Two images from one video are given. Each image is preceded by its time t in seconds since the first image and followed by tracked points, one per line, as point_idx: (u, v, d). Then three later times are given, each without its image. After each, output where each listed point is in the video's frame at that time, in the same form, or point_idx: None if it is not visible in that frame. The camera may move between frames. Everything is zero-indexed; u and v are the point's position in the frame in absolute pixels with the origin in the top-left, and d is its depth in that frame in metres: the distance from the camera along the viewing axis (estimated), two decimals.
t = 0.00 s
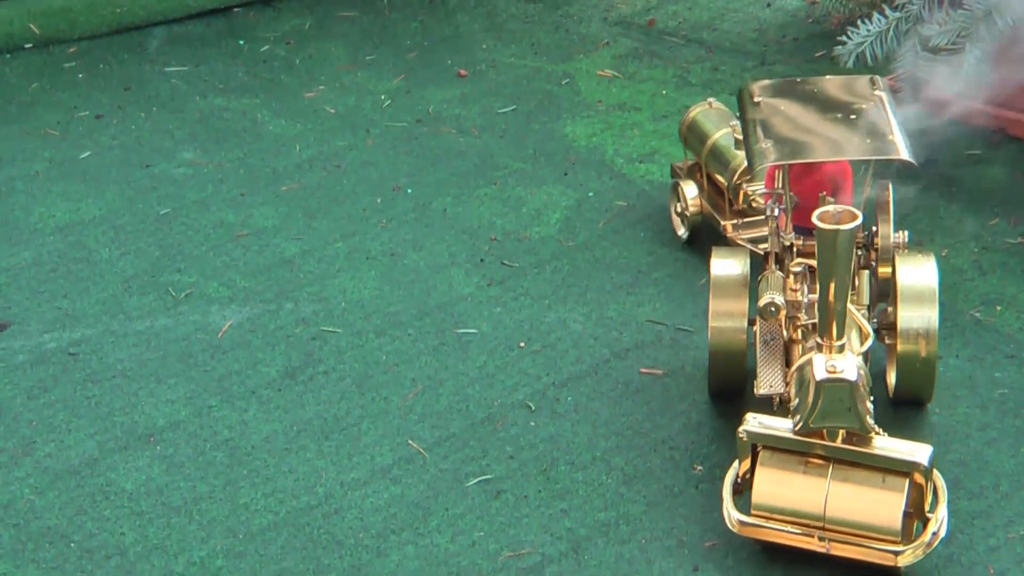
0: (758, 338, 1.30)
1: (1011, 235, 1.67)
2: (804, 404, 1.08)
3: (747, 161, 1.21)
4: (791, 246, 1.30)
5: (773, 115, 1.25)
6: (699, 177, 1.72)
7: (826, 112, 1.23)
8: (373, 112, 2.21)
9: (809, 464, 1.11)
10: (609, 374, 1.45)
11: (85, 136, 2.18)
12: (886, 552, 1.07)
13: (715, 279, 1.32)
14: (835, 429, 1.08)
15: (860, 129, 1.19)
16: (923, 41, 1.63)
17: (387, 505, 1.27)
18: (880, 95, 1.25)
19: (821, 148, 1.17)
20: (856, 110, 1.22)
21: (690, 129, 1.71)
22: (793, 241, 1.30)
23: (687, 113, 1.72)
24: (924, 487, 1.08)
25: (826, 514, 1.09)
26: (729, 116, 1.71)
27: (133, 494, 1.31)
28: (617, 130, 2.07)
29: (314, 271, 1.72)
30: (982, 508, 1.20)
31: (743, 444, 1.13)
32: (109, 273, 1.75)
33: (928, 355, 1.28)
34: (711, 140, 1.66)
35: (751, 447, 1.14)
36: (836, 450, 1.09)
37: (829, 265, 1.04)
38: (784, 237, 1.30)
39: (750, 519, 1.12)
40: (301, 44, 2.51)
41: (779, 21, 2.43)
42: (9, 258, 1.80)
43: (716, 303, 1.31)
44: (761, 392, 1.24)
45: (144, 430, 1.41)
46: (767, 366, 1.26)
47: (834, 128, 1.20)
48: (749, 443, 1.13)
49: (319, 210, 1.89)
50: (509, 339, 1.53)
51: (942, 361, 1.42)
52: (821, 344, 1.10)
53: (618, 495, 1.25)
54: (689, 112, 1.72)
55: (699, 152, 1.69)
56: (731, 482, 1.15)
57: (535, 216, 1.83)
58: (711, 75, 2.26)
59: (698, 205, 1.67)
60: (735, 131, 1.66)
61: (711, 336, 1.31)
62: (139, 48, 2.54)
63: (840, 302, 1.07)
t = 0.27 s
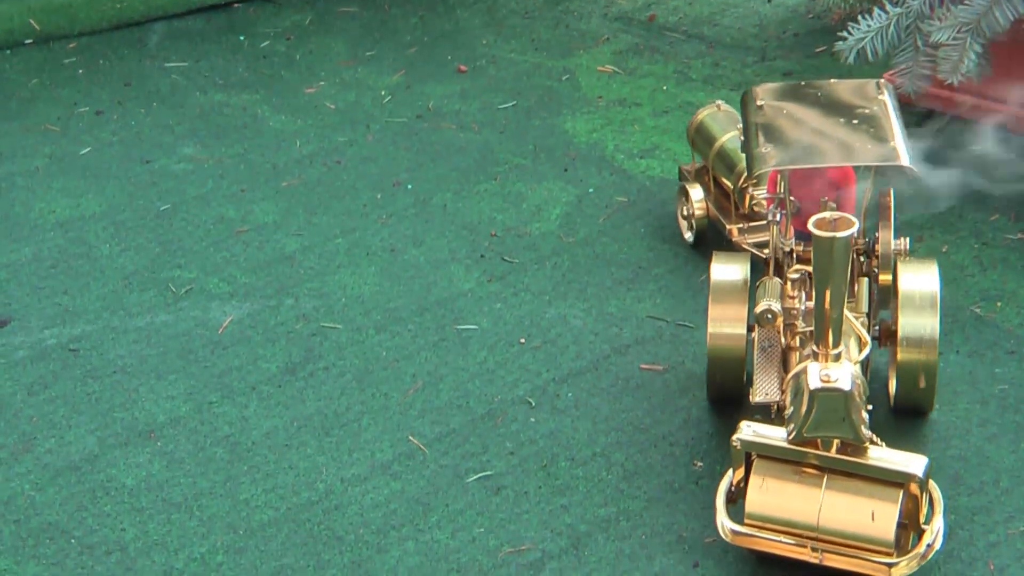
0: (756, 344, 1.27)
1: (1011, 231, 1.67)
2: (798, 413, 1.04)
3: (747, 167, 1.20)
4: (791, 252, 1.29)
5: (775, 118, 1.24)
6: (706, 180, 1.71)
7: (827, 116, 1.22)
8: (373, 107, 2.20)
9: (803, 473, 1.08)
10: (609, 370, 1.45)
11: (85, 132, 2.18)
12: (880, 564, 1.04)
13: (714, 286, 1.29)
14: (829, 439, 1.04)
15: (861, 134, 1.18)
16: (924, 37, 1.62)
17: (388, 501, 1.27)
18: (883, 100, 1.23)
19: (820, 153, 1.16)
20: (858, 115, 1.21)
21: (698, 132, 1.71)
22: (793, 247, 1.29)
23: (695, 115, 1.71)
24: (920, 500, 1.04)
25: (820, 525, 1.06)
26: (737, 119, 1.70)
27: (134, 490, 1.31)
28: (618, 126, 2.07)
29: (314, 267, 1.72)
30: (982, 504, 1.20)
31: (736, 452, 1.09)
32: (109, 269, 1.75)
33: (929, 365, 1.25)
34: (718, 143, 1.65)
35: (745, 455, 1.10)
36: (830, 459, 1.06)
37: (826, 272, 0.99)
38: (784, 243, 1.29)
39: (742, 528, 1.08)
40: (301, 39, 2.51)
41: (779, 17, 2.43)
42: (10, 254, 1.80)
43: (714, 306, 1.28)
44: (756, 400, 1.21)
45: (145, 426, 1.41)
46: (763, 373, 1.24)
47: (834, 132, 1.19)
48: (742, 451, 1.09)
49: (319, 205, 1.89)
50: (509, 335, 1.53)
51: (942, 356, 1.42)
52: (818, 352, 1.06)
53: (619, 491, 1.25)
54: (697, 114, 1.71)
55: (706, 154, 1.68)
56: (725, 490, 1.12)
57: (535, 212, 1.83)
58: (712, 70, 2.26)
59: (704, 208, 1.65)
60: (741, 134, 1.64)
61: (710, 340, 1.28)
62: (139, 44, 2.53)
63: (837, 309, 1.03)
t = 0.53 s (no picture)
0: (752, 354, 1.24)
1: (1012, 230, 1.66)
2: (789, 425, 1.02)
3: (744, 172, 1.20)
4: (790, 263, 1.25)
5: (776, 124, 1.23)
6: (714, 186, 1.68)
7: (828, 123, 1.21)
8: (374, 106, 2.20)
9: (795, 486, 1.05)
10: (610, 369, 1.45)
11: (85, 130, 2.18)
12: None
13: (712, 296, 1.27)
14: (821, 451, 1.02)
15: (861, 142, 1.17)
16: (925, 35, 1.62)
17: (388, 499, 1.27)
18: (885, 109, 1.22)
19: (820, 161, 1.15)
20: (859, 123, 1.20)
21: (705, 137, 1.66)
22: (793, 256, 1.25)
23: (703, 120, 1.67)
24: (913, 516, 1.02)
25: (810, 537, 1.03)
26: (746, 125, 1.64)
27: (134, 488, 1.31)
28: (618, 124, 2.07)
29: (315, 265, 1.72)
30: (982, 503, 1.20)
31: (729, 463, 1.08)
32: (110, 267, 1.75)
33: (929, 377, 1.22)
34: (723, 151, 1.60)
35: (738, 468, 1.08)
36: (822, 472, 1.04)
37: (820, 283, 0.95)
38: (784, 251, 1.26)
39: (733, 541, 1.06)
40: (301, 38, 2.51)
41: (780, 15, 2.43)
42: (10, 253, 1.80)
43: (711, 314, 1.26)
44: (750, 412, 1.19)
45: (145, 425, 1.41)
46: (759, 384, 1.22)
47: (834, 140, 1.18)
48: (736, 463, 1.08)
49: (319, 204, 1.89)
50: (510, 333, 1.53)
51: (942, 355, 1.42)
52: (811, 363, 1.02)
53: (619, 489, 1.25)
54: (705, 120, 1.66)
55: (712, 162, 1.64)
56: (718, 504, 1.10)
57: (536, 210, 1.83)
58: (712, 68, 2.25)
59: (710, 216, 1.63)
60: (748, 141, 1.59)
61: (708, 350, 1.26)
62: (139, 42, 2.53)
63: (831, 322, 0.99)
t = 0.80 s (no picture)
0: (750, 360, 1.21)
1: (1013, 225, 1.66)
2: (781, 434, 1.00)
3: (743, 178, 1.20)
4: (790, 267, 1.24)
5: (776, 129, 1.22)
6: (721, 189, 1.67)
7: (828, 128, 1.21)
8: (374, 101, 2.20)
9: (788, 494, 1.04)
10: (610, 364, 1.45)
11: (86, 125, 2.18)
12: None
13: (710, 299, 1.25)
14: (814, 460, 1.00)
15: (859, 148, 1.17)
16: (926, 30, 1.61)
17: (389, 495, 1.27)
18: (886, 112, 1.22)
19: (818, 168, 1.15)
20: (858, 128, 1.20)
21: (713, 139, 1.66)
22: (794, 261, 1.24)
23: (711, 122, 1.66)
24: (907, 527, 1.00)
25: (802, 545, 1.01)
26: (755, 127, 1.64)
27: (135, 484, 1.31)
28: (619, 119, 2.07)
29: (316, 260, 1.72)
30: (982, 497, 1.20)
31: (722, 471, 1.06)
32: (110, 262, 1.75)
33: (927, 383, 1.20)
34: (731, 152, 1.60)
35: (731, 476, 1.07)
36: (815, 480, 1.02)
37: (814, 290, 0.93)
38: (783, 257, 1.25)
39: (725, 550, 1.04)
40: (302, 33, 2.51)
41: (781, 11, 2.43)
42: (11, 248, 1.80)
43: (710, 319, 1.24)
44: (745, 418, 1.17)
45: (146, 420, 1.41)
46: (755, 390, 1.19)
47: (833, 144, 1.18)
48: (729, 471, 1.06)
49: (320, 199, 1.89)
50: (511, 328, 1.53)
51: (943, 350, 1.42)
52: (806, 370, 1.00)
53: (620, 485, 1.25)
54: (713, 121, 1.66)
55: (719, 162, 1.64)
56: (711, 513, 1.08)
57: (537, 206, 1.83)
58: (713, 63, 2.25)
59: (715, 219, 1.62)
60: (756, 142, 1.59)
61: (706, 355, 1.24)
62: (140, 38, 2.53)
63: (825, 328, 0.97)
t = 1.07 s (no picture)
0: (746, 359, 1.15)
1: (1014, 212, 1.66)
2: (773, 435, 0.99)
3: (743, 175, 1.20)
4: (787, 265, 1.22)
5: (777, 125, 1.22)
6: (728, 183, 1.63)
7: (829, 127, 1.20)
8: (375, 89, 2.20)
9: (781, 494, 1.02)
10: (611, 352, 1.45)
11: (86, 112, 2.18)
12: None
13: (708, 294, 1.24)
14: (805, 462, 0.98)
15: (860, 147, 1.17)
16: (927, 17, 1.60)
17: (389, 482, 1.27)
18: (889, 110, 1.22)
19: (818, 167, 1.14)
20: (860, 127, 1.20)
21: (720, 132, 1.62)
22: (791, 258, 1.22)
23: (719, 115, 1.62)
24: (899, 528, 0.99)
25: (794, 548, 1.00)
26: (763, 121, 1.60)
27: (136, 471, 1.31)
28: (620, 107, 2.06)
29: (316, 248, 1.72)
30: (983, 485, 1.20)
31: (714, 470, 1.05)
32: (111, 250, 1.75)
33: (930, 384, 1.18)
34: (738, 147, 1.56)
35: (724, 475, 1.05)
36: (808, 481, 1.00)
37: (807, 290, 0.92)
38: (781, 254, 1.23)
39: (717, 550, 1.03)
40: (302, 21, 2.51)
41: None
42: (11, 235, 1.80)
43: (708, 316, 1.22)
44: (738, 419, 1.12)
45: (147, 407, 1.41)
46: (749, 389, 1.13)
47: (834, 143, 1.17)
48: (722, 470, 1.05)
49: (320, 187, 1.89)
50: (511, 316, 1.53)
51: (945, 337, 1.42)
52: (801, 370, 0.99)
53: (621, 472, 1.25)
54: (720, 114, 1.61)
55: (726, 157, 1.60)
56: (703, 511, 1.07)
57: (537, 193, 1.82)
58: (715, 51, 2.25)
59: (720, 214, 1.58)
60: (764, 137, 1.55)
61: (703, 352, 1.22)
62: (140, 25, 2.53)
63: (819, 328, 0.95)
